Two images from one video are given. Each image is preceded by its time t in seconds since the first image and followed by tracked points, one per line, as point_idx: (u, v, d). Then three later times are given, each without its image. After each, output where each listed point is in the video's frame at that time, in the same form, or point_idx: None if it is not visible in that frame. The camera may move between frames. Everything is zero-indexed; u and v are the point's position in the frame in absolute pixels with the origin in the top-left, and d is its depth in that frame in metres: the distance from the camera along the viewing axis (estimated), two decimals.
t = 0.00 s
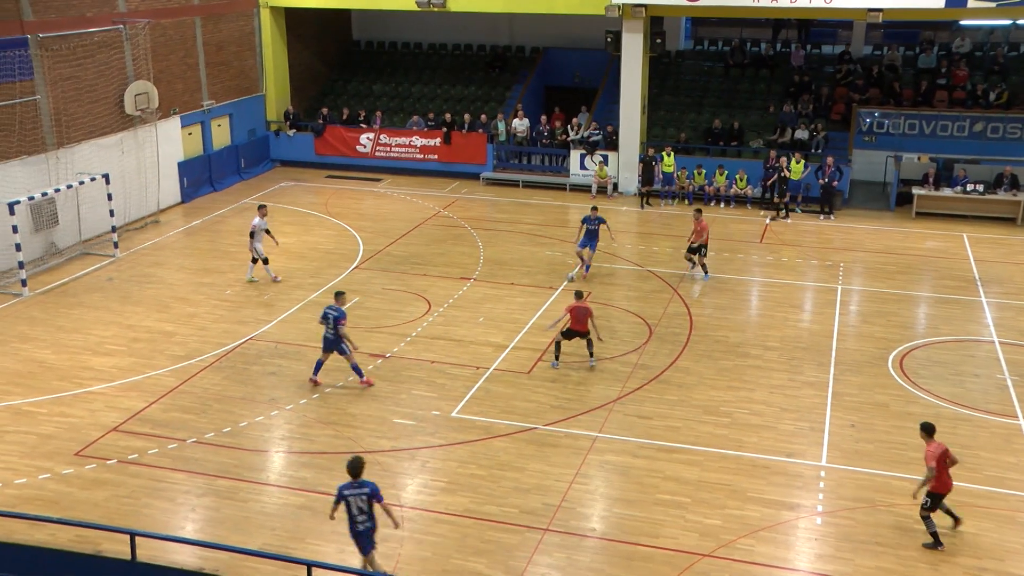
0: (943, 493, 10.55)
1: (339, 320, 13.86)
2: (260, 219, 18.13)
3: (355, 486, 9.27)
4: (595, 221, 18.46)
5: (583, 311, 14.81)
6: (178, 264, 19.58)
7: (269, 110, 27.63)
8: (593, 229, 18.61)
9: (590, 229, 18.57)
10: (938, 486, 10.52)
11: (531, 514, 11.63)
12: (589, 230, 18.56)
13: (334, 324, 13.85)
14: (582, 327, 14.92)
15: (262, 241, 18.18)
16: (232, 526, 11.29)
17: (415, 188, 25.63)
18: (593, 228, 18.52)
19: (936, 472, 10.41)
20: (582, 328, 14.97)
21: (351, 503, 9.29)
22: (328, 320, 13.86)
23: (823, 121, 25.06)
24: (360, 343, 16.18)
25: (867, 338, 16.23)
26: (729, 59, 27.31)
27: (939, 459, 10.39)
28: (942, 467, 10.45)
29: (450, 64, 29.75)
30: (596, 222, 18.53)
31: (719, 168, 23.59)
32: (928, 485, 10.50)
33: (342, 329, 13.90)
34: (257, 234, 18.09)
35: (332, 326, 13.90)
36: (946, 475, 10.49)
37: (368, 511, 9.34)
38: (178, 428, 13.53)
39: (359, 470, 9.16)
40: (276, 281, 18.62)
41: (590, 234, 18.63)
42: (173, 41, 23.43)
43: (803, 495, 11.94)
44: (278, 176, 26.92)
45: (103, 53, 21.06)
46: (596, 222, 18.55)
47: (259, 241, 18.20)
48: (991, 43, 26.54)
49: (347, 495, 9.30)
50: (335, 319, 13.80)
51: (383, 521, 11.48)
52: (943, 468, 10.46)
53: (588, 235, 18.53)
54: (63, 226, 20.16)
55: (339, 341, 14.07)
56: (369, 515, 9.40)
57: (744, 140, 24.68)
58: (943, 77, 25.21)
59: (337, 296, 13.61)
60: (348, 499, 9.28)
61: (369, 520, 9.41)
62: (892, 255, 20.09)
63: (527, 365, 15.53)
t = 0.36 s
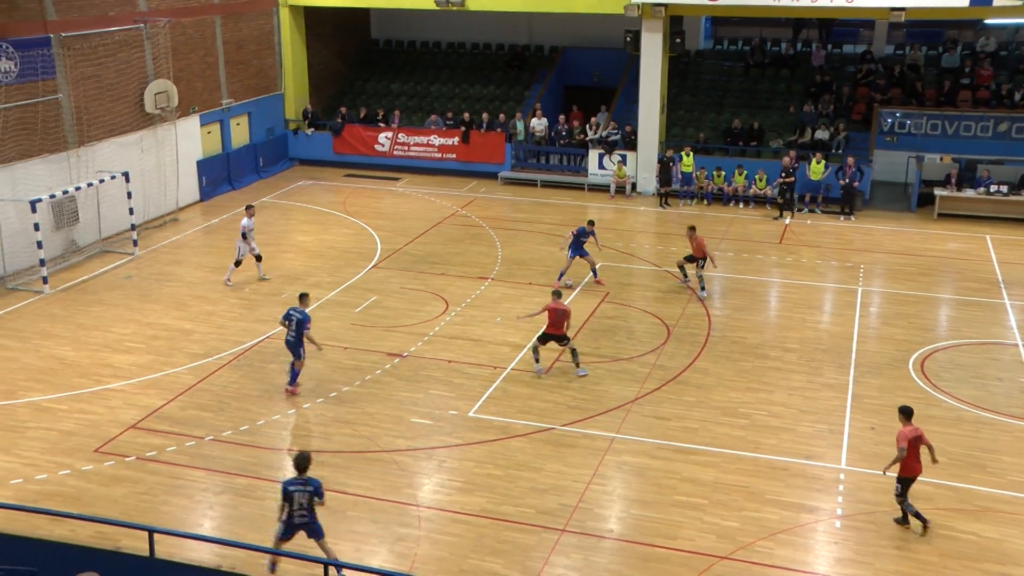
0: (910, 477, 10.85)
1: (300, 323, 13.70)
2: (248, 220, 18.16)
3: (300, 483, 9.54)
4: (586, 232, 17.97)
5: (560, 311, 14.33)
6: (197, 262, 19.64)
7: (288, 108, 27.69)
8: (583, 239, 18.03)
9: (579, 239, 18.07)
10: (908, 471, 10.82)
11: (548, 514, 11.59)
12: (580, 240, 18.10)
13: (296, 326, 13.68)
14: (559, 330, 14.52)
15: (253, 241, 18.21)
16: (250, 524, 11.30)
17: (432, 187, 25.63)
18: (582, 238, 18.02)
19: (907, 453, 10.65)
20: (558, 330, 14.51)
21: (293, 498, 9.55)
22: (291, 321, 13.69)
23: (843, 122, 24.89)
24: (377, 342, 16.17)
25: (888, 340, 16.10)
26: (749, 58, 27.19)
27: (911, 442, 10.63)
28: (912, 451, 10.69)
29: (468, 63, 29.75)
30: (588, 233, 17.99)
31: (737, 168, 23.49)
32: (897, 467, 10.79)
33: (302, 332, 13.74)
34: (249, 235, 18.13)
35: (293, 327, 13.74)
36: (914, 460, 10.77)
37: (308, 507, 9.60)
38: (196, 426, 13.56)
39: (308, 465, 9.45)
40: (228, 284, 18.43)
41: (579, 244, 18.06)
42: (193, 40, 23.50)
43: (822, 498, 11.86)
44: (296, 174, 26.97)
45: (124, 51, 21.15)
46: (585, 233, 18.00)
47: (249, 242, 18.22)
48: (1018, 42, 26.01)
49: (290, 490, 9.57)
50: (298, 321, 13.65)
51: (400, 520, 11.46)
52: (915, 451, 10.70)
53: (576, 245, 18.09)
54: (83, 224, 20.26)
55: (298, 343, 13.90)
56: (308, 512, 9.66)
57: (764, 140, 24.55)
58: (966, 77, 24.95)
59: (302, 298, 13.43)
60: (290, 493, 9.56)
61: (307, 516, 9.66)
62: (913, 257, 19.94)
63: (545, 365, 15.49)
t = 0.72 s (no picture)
0: (886, 468, 11.00)
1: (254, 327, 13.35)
2: (233, 217, 18.06)
3: (258, 469, 9.74)
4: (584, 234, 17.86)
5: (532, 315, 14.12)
6: (209, 261, 19.58)
7: (301, 106, 27.65)
8: (582, 240, 17.91)
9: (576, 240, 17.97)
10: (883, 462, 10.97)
11: (560, 516, 11.45)
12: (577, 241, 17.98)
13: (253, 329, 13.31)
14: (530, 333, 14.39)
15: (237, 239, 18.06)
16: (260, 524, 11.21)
17: (445, 186, 25.52)
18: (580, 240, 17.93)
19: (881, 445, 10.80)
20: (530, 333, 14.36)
21: (249, 483, 9.76)
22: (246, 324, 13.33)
23: (862, 121, 24.65)
24: (389, 342, 16.06)
25: (906, 342, 15.89)
26: (766, 57, 26.99)
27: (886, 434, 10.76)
28: (888, 442, 10.83)
29: (483, 61, 29.64)
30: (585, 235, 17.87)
31: (754, 168, 23.28)
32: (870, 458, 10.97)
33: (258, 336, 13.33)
34: (230, 232, 18.01)
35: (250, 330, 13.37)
36: (891, 451, 10.91)
37: (263, 495, 9.79)
38: (207, 425, 13.48)
39: (268, 455, 9.64)
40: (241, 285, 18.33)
41: (577, 245, 17.95)
42: (206, 37, 23.45)
43: (839, 502, 11.68)
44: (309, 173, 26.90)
45: (137, 49, 21.14)
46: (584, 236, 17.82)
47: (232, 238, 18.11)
48: None
49: (247, 474, 9.77)
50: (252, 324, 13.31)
51: (411, 521, 11.34)
52: (890, 443, 10.84)
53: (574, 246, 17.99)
54: (96, 222, 20.24)
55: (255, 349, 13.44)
56: (262, 500, 9.84)
57: (781, 140, 24.35)
58: (988, 75, 24.65)
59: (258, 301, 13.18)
60: (246, 477, 9.76)
61: (258, 504, 9.83)
62: (932, 258, 19.71)
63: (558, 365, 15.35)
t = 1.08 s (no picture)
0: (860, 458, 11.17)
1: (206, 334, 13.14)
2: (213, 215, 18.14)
3: (231, 477, 9.65)
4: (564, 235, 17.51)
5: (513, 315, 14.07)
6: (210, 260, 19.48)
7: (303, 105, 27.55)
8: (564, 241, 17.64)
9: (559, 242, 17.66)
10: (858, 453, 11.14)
11: (563, 519, 11.33)
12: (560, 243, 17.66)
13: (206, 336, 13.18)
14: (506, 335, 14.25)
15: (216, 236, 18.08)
16: (261, 526, 11.11)
17: (448, 185, 25.41)
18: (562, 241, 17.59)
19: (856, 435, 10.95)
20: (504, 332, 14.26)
21: (222, 490, 9.67)
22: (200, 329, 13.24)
23: (869, 119, 24.49)
24: (391, 342, 15.95)
25: (913, 343, 15.75)
26: (772, 55, 26.85)
27: (859, 425, 10.93)
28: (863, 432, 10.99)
29: (486, 60, 29.52)
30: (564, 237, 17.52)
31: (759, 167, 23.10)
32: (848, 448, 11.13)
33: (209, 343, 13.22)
34: (211, 230, 18.06)
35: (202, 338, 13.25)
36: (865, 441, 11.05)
37: (233, 504, 9.69)
38: (208, 426, 13.37)
39: (242, 463, 9.56)
40: (206, 280, 18.38)
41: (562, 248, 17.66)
42: (207, 35, 23.34)
43: (845, 504, 11.55)
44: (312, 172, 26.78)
45: (138, 47, 21.04)
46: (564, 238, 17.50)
47: (212, 237, 18.16)
48: None
49: (222, 481, 9.68)
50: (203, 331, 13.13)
51: (413, 523, 11.23)
52: (864, 433, 11.00)
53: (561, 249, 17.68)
54: (96, 221, 20.13)
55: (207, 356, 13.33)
56: (232, 509, 9.74)
57: (787, 139, 24.18)
58: (997, 73, 24.44)
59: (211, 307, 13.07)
60: (221, 484, 9.67)
61: (229, 512, 9.74)
62: (940, 259, 19.55)
63: (561, 366, 15.23)
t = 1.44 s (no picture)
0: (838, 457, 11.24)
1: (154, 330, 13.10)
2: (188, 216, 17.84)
3: (227, 473, 9.57)
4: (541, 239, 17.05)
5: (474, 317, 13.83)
6: (210, 260, 19.36)
7: (302, 104, 27.44)
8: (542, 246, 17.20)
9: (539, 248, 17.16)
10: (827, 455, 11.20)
11: (564, 521, 11.20)
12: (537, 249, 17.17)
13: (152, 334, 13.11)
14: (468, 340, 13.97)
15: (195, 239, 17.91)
16: (259, 528, 10.98)
17: (449, 185, 25.28)
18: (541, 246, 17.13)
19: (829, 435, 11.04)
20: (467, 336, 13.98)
21: (218, 486, 9.58)
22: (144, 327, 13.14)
23: (873, 118, 24.34)
24: (392, 343, 15.82)
25: (917, 344, 15.62)
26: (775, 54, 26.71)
27: (830, 427, 11.02)
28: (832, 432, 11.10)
29: (487, 59, 29.40)
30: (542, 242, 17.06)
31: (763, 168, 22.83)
32: (820, 452, 11.13)
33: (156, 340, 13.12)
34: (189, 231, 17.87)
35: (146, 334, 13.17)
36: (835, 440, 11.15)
37: (230, 501, 9.58)
38: (206, 428, 13.25)
39: (238, 457, 9.52)
40: (183, 280, 18.26)
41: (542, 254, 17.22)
42: (206, 33, 23.21)
43: (849, 507, 11.42)
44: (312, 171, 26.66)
45: (136, 45, 20.92)
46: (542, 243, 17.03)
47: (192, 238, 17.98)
48: None
49: (218, 479, 9.59)
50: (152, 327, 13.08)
51: (412, 526, 11.10)
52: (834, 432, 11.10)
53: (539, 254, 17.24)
54: (94, 221, 20.01)
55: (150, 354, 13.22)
56: (230, 507, 9.62)
57: (790, 138, 24.01)
58: (1002, 71, 24.29)
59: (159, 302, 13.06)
60: (217, 481, 9.58)
61: (226, 510, 9.62)
62: (945, 259, 19.41)
63: (562, 367, 15.11)
